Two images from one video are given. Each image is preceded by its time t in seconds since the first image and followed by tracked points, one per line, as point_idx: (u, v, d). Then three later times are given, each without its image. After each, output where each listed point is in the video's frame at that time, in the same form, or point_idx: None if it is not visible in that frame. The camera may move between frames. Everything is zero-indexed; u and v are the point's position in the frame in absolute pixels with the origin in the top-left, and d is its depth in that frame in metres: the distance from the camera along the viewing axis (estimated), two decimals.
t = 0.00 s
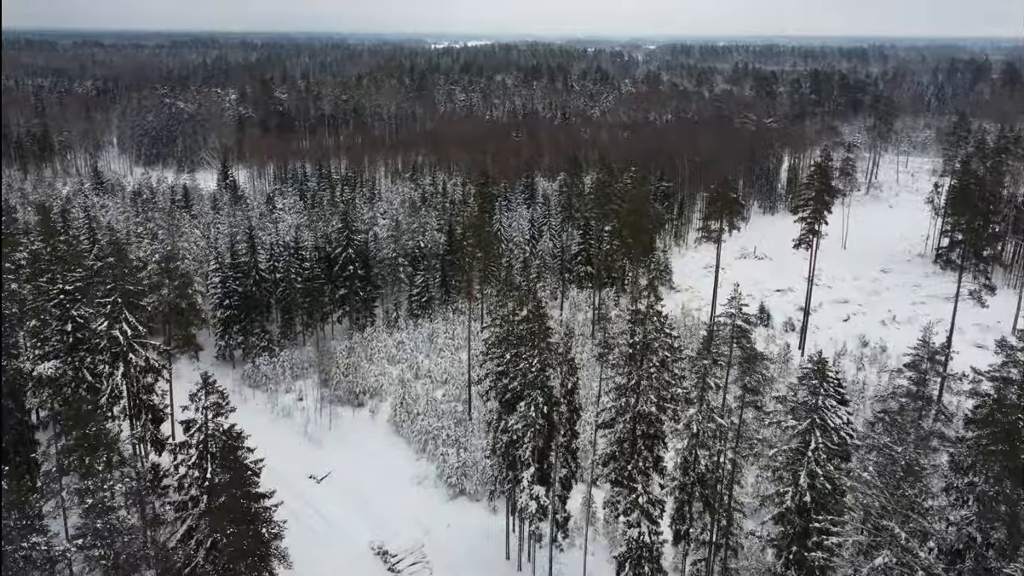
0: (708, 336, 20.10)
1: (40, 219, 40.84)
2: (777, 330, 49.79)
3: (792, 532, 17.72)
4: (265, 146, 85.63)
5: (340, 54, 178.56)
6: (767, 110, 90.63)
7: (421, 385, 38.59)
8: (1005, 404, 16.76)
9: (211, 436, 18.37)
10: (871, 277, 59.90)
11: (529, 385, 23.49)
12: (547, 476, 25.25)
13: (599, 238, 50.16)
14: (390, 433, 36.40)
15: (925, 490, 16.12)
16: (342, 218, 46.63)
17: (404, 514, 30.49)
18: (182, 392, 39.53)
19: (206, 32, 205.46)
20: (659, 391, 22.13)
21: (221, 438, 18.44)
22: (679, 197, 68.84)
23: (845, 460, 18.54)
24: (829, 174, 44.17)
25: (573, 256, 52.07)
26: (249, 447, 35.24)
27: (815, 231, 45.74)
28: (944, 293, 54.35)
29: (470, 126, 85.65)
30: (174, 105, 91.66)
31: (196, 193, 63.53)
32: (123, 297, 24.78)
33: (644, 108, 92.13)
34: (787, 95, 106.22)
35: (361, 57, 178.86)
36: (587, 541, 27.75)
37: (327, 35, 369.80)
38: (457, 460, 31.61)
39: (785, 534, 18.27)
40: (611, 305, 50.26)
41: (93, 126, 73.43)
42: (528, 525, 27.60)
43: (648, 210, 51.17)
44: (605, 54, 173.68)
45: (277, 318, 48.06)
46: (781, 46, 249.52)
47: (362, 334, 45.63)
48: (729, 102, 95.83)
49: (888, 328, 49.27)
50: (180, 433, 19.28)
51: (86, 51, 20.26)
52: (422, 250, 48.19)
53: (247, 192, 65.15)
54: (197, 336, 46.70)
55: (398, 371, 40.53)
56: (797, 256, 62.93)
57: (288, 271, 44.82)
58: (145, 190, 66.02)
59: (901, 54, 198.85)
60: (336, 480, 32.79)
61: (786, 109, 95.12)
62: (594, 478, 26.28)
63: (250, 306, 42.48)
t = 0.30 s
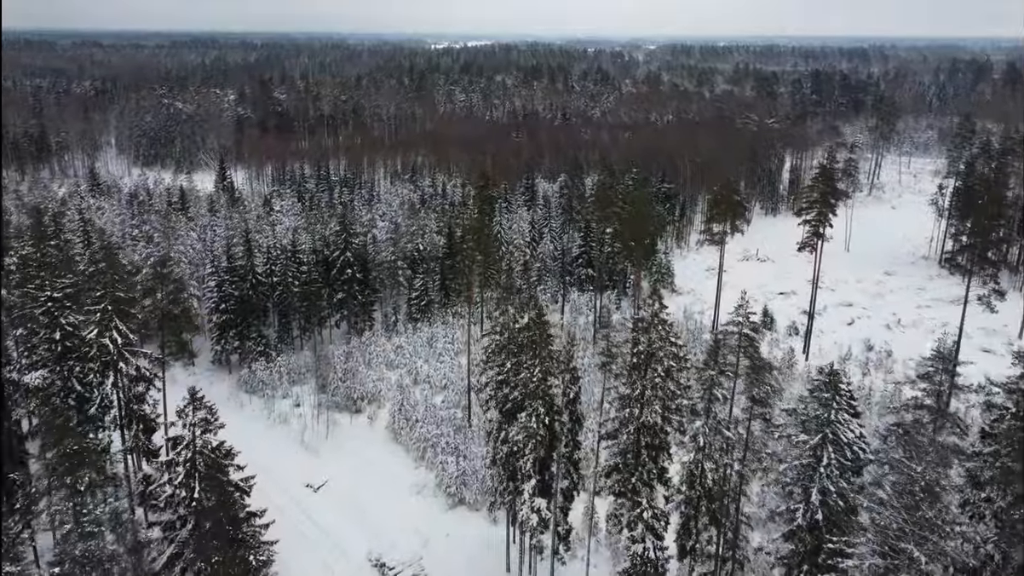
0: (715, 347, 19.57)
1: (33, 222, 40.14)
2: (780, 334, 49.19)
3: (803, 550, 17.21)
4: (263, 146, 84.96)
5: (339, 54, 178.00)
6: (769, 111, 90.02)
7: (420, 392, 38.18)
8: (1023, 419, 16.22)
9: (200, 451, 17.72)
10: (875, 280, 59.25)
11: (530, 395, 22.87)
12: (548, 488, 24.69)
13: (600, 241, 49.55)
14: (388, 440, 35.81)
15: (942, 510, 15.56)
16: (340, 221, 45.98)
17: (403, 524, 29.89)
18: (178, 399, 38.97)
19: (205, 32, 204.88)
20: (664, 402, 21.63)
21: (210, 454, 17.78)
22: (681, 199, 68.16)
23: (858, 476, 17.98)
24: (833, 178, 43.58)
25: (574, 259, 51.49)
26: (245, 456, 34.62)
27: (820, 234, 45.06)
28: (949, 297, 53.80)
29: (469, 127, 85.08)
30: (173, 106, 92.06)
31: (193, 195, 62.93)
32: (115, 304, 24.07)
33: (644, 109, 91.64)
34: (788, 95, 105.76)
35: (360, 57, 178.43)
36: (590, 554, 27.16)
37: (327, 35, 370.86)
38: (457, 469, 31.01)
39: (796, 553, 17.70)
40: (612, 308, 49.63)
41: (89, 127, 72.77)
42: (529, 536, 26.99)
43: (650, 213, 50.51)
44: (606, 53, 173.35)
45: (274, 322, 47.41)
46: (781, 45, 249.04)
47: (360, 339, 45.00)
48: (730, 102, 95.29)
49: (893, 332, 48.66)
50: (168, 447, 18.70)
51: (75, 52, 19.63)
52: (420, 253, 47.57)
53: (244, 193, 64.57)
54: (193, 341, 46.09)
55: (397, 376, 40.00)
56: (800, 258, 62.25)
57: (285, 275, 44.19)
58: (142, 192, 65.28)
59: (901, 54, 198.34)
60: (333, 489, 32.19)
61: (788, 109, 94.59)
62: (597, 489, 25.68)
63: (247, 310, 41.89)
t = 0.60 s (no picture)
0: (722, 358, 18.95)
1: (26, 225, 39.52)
2: (784, 339, 48.49)
3: (815, 570, 16.59)
4: (262, 147, 84.45)
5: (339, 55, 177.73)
6: (770, 112, 89.51)
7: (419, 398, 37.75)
8: None
9: (186, 469, 16.94)
10: (879, 283, 58.69)
11: (531, 406, 22.13)
12: (549, 501, 24.01)
13: (601, 244, 48.99)
14: (386, 449, 35.18)
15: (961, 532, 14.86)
16: (338, 224, 45.43)
17: (401, 535, 29.19)
18: (170, 407, 38.27)
19: (205, 32, 204.42)
20: (668, 414, 21.04)
21: (199, 471, 17.01)
22: (683, 200, 67.55)
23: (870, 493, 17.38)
24: (839, 181, 42.98)
25: (575, 262, 50.89)
26: (239, 465, 33.88)
27: (824, 237, 44.46)
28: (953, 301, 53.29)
29: (469, 128, 84.62)
30: (172, 106, 92.41)
31: (189, 197, 62.19)
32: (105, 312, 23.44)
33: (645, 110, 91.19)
34: (789, 96, 105.31)
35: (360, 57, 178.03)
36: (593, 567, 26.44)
37: (328, 35, 369.45)
38: (457, 478, 30.35)
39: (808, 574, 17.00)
40: (613, 312, 49.00)
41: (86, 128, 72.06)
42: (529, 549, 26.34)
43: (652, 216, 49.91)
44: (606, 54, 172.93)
45: (270, 327, 46.74)
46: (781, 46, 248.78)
47: (359, 343, 44.42)
48: (731, 103, 94.77)
49: (898, 336, 48.07)
50: (156, 462, 18.13)
51: (66, 55, 19.07)
52: (419, 257, 47.03)
53: (242, 196, 63.90)
54: (188, 346, 45.46)
55: (395, 383, 39.47)
56: (803, 261, 61.63)
57: (282, 280, 43.60)
58: (138, 193, 64.63)
59: (901, 55, 197.99)
60: (329, 498, 31.47)
61: (789, 110, 94.07)
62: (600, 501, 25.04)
63: (243, 314, 41.34)
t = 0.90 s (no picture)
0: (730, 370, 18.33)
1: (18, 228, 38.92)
2: (788, 343, 47.86)
3: None
4: (260, 149, 83.83)
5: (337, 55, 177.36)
6: (771, 113, 89.18)
7: (418, 404, 37.18)
8: None
9: (172, 489, 16.64)
10: (883, 285, 58.04)
11: (531, 418, 21.48)
12: (551, 514, 23.33)
13: (602, 247, 48.54)
14: (384, 456, 34.53)
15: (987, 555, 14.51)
16: (336, 227, 44.89)
17: (400, 547, 28.54)
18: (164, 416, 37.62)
19: (203, 32, 203.83)
20: (673, 427, 20.41)
21: (184, 493, 16.69)
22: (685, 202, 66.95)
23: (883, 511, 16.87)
24: (844, 184, 42.42)
25: (577, 264, 50.28)
26: (233, 473, 33.19)
27: (829, 240, 43.87)
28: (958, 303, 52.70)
29: (468, 130, 84.16)
30: (170, 108, 92.21)
31: (186, 199, 61.60)
32: (97, 320, 22.76)
33: (646, 111, 90.72)
34: (790, 97, 104.86)
35: (359, 58, 177.43)
36: None
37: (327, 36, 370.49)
38: (456, 488, 29.71)
39: None
40: (614, 315, 48.44)
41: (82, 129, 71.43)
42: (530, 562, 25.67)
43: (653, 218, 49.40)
44: (606, 54, 172.60)
45: (267, 332, 46.16)
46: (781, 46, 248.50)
47: (357, 348, 43.89)
48: (733, 104, 94.33)
49: (904, 340, 47.43)
50: (145, 478, 17.46)
51: (56, 58, 18.54)
52: (419, 260, 46.55)
53: (239, 198, 63.29)
54: (184, 351, 44.89)
55: (394, 388, 38.94)
56: (806, 263, 61.04)
57: (279, 284, 43.03)
58: (135, 196, 64.07)
59: (901, 56, 197.85)
60: (326, 508, 30.79)
61: (791, 111, 93.64)
62: (603, 514, 24.36)
63: (239, 319, 40.76)
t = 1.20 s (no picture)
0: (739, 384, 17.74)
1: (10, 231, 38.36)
2: (792, 348, 47.19)
3: None
4: (258, 150, 83.21)
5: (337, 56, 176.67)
6: (773, 114, 88.61)
7: (417, 411, 36.56)
8: None
9: (155, 514, 16.83)
10: (888, 288, 57.36)
11: (533, 431, 20.84)
12: (553, 529, 22.71)
13: (604, 251, 47.91)
14: (383, 465, 33.88)
15: None
16: (334, 230, 44.25)
17: (397, 559, 27.90)
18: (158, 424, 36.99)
19: (203, 32, 203.49)
20: (679, 440, 19.88)
21: (167, 520, 16.91)
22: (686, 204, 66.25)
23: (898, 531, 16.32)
24: (849, 187, 41.82)
25: (577, 268, 49.61)
26: (229, 482, 32.56)
27: (833, 244, 43.23)
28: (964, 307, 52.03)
29: (468, 131, 83.54)
30: (168, 108, 92.16)
31: (183, 202, 60.98)
32: (86, 329, 22.13)
33: (647, 112, 90.10)
34: (791, 98, 104.27)
35: (358, 58, 176.76)
36: None
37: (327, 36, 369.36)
38: (455, 498, 29.02)
39: None
40: (616, 320, 47.81)
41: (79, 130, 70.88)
42: None
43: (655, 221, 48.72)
44: (607, 54, 172.02)
45: (264, 336, 45.52)
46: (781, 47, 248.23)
47: (355, 353, 43.22)
48: (734, 105, 93.72)
49: (910, 344, 46.76)
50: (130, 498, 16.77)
51: (46, 61, 18.03)
52: (418, 263, 45.92)
53: (237, 199, 62.73)
54: (180, 356, 44.34)
55: (393, 395, 38.28)
56: (809, 266, 60.38)
57: (276, 288, 42.42)
58: (132, 197, 63.48)
59: (901, 56, 197.55)
60: (322, 518, 30.15)
61: (793, 112, 92.99)
62: (606, 528, 23.71)
63: (235, 324, 40.19)
